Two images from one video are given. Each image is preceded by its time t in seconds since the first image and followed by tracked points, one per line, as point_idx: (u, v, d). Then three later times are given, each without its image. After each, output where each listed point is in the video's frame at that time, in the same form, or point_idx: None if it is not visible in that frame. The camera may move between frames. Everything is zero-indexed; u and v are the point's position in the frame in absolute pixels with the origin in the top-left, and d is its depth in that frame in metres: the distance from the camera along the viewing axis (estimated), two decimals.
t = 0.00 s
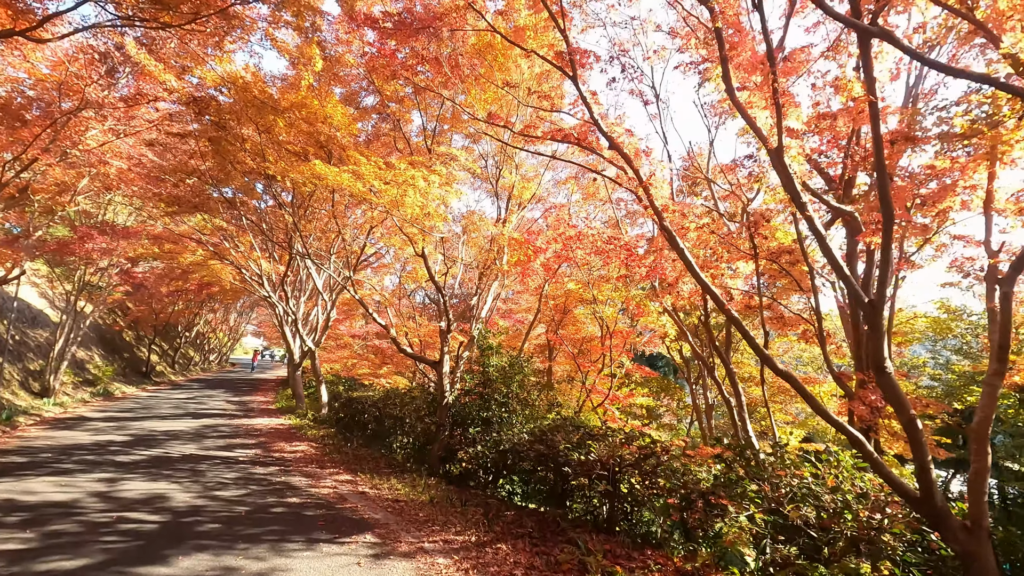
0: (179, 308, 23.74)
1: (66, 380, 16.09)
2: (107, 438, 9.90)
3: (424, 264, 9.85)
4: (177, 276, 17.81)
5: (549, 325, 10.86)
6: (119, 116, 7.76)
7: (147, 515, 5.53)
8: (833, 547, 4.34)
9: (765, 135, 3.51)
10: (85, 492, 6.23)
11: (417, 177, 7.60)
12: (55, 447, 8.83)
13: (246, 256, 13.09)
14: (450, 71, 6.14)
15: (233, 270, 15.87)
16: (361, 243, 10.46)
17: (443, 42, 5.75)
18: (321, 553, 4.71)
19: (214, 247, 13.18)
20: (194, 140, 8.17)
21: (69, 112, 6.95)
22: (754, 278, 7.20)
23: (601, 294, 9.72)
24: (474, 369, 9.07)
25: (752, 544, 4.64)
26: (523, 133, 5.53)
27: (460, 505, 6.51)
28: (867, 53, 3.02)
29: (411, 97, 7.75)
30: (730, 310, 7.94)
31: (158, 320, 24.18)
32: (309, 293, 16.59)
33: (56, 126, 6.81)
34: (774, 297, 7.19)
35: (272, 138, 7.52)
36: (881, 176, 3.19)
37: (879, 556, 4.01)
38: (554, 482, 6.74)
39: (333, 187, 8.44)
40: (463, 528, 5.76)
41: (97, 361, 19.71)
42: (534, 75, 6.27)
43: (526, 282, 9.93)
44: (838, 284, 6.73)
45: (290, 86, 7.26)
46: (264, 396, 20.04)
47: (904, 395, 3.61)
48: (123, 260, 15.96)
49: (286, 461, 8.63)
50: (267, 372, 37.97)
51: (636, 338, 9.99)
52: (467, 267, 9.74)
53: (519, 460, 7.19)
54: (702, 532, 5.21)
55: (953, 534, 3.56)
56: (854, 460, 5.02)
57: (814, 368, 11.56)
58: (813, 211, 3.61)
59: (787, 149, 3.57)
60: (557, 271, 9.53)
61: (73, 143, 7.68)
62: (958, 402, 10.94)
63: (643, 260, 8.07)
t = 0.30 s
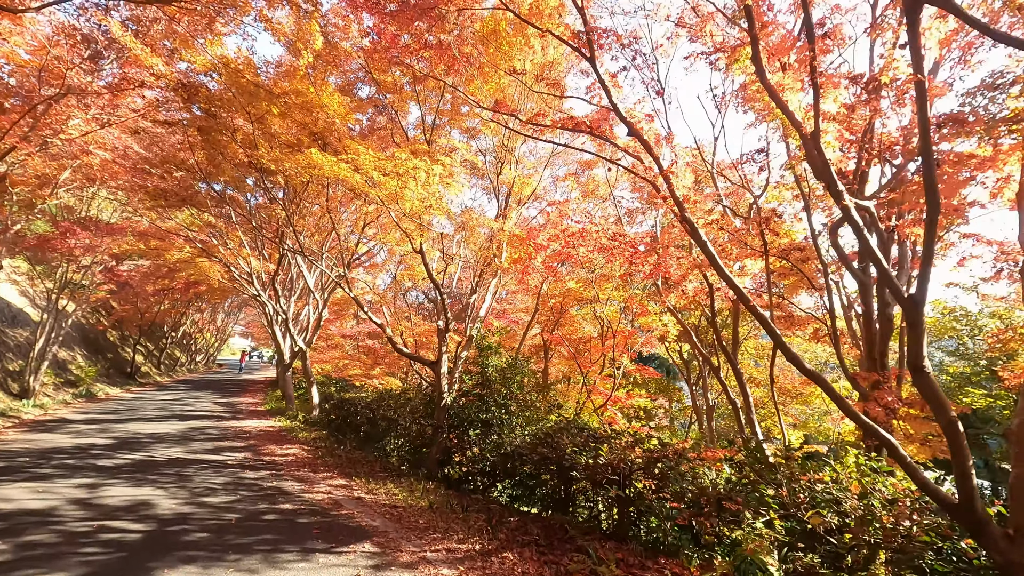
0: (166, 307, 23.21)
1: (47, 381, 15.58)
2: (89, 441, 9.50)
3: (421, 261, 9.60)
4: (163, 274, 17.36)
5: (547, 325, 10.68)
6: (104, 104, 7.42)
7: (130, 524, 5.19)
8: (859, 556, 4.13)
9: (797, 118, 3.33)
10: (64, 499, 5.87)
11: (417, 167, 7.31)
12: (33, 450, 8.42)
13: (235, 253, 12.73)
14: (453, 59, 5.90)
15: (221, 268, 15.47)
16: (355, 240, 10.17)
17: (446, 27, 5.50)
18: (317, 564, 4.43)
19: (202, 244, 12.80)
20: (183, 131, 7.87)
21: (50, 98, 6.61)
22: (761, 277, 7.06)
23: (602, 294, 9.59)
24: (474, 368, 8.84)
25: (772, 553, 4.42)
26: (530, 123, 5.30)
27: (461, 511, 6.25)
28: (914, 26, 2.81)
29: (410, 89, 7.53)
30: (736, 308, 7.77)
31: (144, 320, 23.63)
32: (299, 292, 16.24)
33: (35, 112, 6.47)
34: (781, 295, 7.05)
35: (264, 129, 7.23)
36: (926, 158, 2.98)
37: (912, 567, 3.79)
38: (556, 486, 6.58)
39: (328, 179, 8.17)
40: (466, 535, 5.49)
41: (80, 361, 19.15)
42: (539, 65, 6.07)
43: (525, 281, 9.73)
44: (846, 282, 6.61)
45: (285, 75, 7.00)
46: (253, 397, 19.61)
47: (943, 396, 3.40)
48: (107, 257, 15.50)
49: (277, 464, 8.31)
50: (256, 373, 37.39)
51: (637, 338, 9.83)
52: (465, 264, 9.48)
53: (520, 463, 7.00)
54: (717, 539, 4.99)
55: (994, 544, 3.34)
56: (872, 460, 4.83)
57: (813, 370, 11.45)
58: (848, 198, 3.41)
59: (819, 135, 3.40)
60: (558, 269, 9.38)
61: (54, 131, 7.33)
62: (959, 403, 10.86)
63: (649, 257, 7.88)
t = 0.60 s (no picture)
0: (153, 305, 22.68)
1: (28, 380, 15.08)
2: (70, 444, 9.09)
3: (419, 258, 9.29)
4: (150, 272, 16.88)
5: (546, 325, 10.39)
6: (86, 92, 7.04)
7: (112, 537, 4.85)
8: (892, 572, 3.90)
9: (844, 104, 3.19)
10: (42, 509, 5.51)
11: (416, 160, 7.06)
12: (10, 455, 8.01)
13: (225, 250, 12.34)
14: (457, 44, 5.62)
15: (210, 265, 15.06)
16: (350, 237, 9.84)
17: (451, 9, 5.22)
18: None
19: (190, 240, 12.40)
20: (171, 120, 7.51)
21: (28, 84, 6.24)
22: (774, 274, 6.81)
23: (605, 292, 9.34)
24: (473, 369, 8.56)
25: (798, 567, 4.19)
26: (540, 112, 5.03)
27: (464, 520, 5.97)
28: None
29: (410, 79, 7.23)
30: (746, 307, 7.53)
31: (130, 318, 23.07)
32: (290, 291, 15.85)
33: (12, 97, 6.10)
34: (794, 293, 6.82)
35: (256, 118, 6.89)
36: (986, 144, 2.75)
37: None
38: (560, 491, 6.35)
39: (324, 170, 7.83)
40: (470, 547, 5.20)
41: (63, 360, 18.58)
42: (547, 53, 5.79)
43: (526, 279, 9.45)
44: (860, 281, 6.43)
45: (279, 62, 6.67)
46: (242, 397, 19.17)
47: (993, 405, 3.18)
48: (92, 253, 15.03)
49: (269, 470, 7.95)
50: (245, 372, 36.80)
51: (641, 337, 9.59)
52: (464, 262, 9.19)
53: (523, 468, 6.76)
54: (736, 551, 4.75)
55: None
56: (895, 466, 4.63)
57: (816, 371, 11.28)
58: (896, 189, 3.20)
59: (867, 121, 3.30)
60: (560, 267, 9.11)
61: (33, 119, 6.93)
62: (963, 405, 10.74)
63: (658, 254, 7.62)
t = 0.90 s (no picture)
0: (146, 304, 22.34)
1: (18, 381, 14.73)
2: (61, 447, 8.80)
3: (422, 256, 9.06)
4: (143, 270, 16.57)
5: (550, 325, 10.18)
6: (78, 81, 6.78)
7: (105, 547, 4.59)
8: None
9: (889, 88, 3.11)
10: (29, 517, 5.24)
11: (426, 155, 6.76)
12: None
13: (221, 247, 12.07)
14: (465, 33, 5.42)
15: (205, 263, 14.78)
16: (351, 234, 9.60)
17: None
18: None
19: (185, 237, 12.12)
20: (167, 111, 7.26)
21: (16, 70, 5.99)
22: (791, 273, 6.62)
23: (611, 291, 9.17)
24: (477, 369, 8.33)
25: None
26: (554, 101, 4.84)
27: (471, 527, 5.74)
28: None
29: (414, 71, 7.03)
30: (760, 306, 7.34)
31: (123, 317, 22.70)
32: (287, 289, 15.58)
33: None
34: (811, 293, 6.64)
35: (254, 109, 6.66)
36: None
37: None
38: (571, 495, 6.20)
39: (325, 164, 7.59)
40: (480, 556, 4.97)
41: (54, 360, 18.20)
42: (558, 42, 5.60)
43: (531, 277, 9.25)
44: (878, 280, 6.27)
45: (280, 51, 6.44)
46: (238, 398, 18.84)
47: None
48: (84, 251, 14.71)
49: (267, 473, 7.70)
50: (240, 372, 36.45)
51: (648, 337, 9.40)
52: (467, 261, 8.96)
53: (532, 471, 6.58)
54: (758, 562, 4.55)
55: None
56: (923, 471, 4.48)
57: (824, 371, 11.14)
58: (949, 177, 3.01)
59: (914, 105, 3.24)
60: (566, 264, 8.92)
61: (21, 109, 6.66)
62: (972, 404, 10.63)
63: (669, 251, 7.42)
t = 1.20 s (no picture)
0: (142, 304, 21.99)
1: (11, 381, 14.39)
2: (55, 450, 8.48)
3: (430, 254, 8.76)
4: (138, 269, 16.22)
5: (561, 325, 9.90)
6: (73, 69, 6.48)
7: (102, 561, 4.29)
8: None
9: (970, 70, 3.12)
10: (21, 527, 4.93)
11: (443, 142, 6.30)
12: None
13: (219, 244, 11.76)
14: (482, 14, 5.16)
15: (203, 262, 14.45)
16: (355, 231, 9.29)
17: None
18: None
19: (183, 234, 11.81)
20: (166, 101, 6.97)
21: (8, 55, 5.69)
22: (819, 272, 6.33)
23: (626, 291, 8.92)
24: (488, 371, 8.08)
25: None
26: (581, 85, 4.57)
27: (488, 536, 5.45)
28: None
29: (424, 60, 6.76)
30: (782, 305, 7.09)
31: (118, 317, 22.34)
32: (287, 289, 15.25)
33: None
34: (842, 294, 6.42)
35: (259, 96, 6.37)
36: None
37: None
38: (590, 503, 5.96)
39: (331, 155, 7.30)
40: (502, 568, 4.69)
41: (48, 360, 17.83)
42: (580, 28, 5.32)
43: (542, 276, 8.97)
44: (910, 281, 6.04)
45: (285, 36, 6.16)
46: (236, 399, 18.49)
47: None
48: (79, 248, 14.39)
49: (270, 479, 7.39)
50: (237, 373, 36.05)
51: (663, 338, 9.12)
52: (477, 258, 8.66)
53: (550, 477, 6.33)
54: None
55: None
56: (970, 480, 4.25)
57: (837, 372, 10.91)
58: None
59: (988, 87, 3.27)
60: (579, 262, 8.68)
61: (13, 97, 6.36)
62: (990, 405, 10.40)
63: (690, 248, 7.15)
